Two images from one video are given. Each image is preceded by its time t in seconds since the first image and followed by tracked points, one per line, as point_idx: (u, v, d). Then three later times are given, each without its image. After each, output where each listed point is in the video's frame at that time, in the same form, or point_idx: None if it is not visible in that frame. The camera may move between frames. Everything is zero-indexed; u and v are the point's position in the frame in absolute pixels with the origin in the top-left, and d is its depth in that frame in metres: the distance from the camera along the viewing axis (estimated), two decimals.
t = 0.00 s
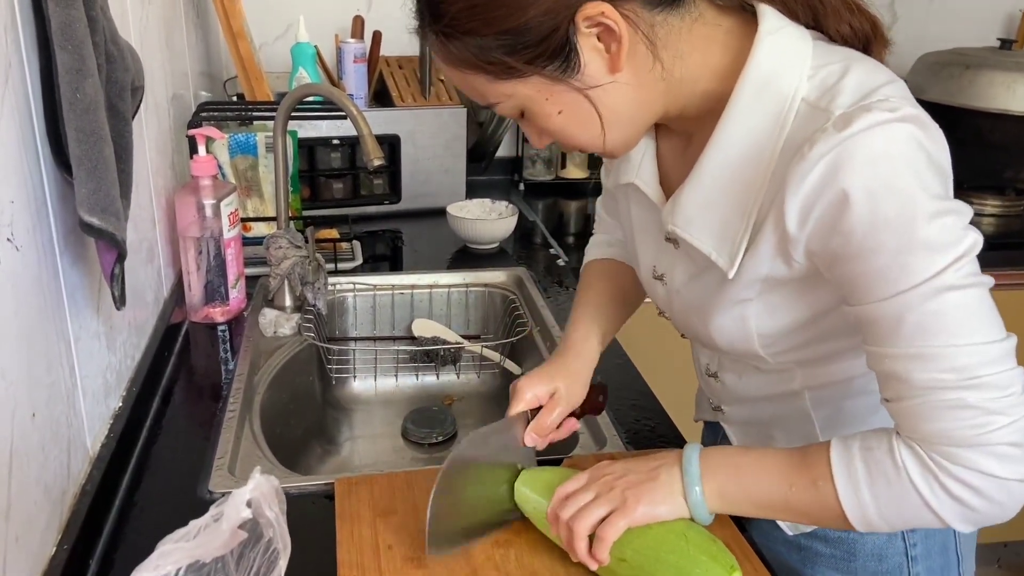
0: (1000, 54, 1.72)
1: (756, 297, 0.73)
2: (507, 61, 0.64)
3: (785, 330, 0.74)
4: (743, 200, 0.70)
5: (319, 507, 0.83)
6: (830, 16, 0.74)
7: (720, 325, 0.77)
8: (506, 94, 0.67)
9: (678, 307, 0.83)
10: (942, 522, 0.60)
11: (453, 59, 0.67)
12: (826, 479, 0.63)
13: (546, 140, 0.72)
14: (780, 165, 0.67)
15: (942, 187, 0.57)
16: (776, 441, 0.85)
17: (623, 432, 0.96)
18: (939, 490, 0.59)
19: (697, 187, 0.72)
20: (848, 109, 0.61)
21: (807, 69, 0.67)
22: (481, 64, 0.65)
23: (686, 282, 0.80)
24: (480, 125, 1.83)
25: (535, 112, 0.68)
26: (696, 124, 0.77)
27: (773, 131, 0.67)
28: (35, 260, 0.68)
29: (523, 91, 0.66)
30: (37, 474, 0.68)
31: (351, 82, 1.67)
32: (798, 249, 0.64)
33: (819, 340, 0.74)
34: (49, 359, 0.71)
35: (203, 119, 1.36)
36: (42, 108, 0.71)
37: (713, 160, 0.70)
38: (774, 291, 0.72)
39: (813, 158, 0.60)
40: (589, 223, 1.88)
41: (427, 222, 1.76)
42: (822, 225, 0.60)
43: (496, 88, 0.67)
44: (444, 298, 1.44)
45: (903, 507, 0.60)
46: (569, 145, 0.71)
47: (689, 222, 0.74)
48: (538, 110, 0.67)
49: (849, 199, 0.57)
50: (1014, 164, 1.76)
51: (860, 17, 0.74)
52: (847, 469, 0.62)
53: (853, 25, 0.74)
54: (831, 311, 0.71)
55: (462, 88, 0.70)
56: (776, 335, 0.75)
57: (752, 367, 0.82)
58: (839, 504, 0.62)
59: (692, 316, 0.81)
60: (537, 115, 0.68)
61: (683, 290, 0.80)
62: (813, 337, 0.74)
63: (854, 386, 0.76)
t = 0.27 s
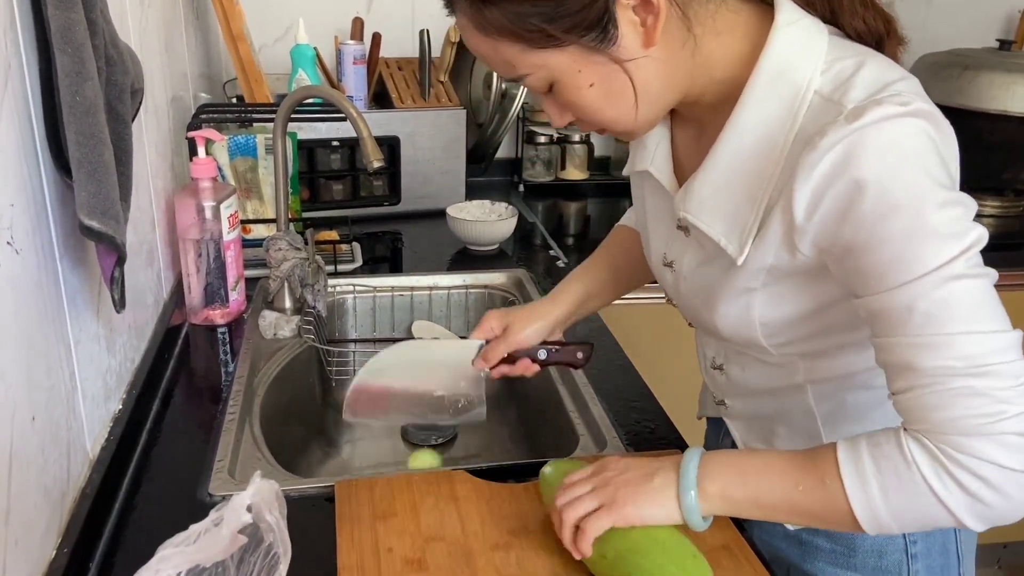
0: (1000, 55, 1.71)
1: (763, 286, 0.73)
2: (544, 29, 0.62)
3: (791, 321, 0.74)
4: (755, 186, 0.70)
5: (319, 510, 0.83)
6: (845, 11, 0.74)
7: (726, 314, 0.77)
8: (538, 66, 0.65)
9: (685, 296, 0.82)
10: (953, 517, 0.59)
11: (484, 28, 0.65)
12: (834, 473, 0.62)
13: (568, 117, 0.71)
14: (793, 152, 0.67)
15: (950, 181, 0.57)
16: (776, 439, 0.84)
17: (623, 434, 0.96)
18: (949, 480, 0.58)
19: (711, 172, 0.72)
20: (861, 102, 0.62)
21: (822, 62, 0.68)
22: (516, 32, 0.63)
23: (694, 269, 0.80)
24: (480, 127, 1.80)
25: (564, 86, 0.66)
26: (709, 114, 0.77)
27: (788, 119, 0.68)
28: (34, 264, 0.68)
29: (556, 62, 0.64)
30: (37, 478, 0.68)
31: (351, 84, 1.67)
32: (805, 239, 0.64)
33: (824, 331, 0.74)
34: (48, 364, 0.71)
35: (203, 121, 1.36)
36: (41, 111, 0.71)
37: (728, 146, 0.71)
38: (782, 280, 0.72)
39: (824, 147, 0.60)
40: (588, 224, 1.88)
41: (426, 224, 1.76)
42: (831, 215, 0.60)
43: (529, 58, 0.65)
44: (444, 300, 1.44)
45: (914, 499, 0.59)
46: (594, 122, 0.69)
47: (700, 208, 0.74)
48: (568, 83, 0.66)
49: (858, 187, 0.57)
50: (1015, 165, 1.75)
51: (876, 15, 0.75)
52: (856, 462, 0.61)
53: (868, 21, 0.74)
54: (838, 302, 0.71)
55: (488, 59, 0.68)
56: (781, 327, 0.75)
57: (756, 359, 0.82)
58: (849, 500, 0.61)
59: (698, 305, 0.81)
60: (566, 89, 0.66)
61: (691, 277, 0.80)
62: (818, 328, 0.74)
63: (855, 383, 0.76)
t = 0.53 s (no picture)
0: (998, 56, 1.72)
1: (777, 280, 0.73)
2: None
3: (801, 317, 0.74)
4: (775, 178, 0.71)
5: (317, 513, 0.83)
6: (863, 7, 0.75)
7: (734, 307, 0.77)
8: (590, 40, 0.62)
9: (693, 291, 0.83)
10: None
11: None
12: (904, 460, 0.59)
13: (601, 100, 0.68)
14: (814, 143, 0.68)
15: (972, 164, 0.59)
16: (776, 438, 0.84)
17: (621, 436, 0.96)
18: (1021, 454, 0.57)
19: (730, 164, 0.73)
20: (884, 95, 0.63)
21: (841, 57, 0.69)
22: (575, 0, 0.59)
23: (704, 263, 0.80)
24: (479, 128, 1.78)
25: (611, 65, 0.63)
26: (724, 108, 0.78)
27: (807, 111, 0.69)
28: (32, 268, 0.68)
29: (611, 36, 0.62)
30: (35, 482, 0.67)
31: (349, 85, 1.67)
32: (834, 235, 0.64)
33: (835, 324, 0.74)
34: (46, 368, 0.71)
35: (201, 123, 1.36)
36: (39, 115, 0.71)
37: (749, 139, 0.72)
38: (791, 274, 0.72)
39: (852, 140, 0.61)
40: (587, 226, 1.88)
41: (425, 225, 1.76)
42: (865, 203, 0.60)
43: (581, 32, 0.61)
44: (443, 301, 1.44)
45: (989, 474, 0.57)
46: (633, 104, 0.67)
47: (718, 201, 0.75)
48: (617, 60, 0.63)
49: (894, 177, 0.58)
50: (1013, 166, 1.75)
51: (892, 12, 0.76)
52: (925, 447, 0.58)
53: (883, 20, 0.75)
54: (859, 293, 0.71)
55: (529, 38, 0.63)
56: (793, 321, 0.75)
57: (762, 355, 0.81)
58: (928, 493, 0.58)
59: (707, 299, 0.81)
60: (613, 67, 0.63)
61: (700, 271, 0.81)
62: (829, 322, 0.74)
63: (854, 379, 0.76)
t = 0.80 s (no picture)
0: (993, 55, 1.72)
1: (821, 295, 0.73)
2: None
3: (840, 331, 0.74)
4: (830, 190, 0.70)
5: (317, 515, 0.83)
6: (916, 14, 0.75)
7: (772, 320, 0.76)
8: (669, 32, 0.57)
9: (722, 302, 0.82)
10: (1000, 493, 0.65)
11: None
12: (898, 461, 0.63)
13: (657, 95, 0.63)
14: (874, 154, 0.67)
15: None
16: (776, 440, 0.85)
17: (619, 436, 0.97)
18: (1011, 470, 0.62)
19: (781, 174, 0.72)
20: (958, 111, 0.63)
21: (902, 65, 0.68)
22: None
23: (737, 273, 0.80)
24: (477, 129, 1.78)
25: (685, 60, 0.59)
26: (765, 113, 0.77)
27: (868, 121, 0.68)
28: (32, 272, 0.69)
29: (692, 29, 0.57)
30: (35, 485, 0.68)
31: (347, 87, 1.67)
32: (891, 254, 0.64)
33: (873, 340, 0.74)
34: (46, 370, 0.71)
35: (199, 125, 1.36)
36: (38, 119, 0.71)
37: (802, 147, 0.70)
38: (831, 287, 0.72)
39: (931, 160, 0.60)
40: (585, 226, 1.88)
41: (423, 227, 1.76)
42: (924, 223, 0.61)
43: (663, 23, 0.56)
44: (441, 303, 1.44)
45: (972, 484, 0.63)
46: (694, 103, 0.63)
47: (764, 211, 0.73)
48: (693, 55, 0.59)
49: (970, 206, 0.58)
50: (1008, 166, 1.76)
51: (949, 19, 0.75)
52: (921, 456, 0.63)
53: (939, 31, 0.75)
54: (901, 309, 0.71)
55: (598, 24, 0.57)
56: (831, 337, 0.75)
57: (783, 368, 0.81)
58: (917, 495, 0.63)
59: (737, 313, 0.80)
60: (687, 62, 0.59)
61: (733, 282, 0.80)
62: (871, 337, 0.74)
63: (873, 394, 0.76)
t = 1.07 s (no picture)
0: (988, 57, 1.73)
1: (859, 331, 0.72)
2: (768, 10, 0.53)
3: (880, 368, 0.73)
4: (881, 222, 0.68)
5: (314, 519, 0.83)
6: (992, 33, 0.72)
7: (807, 350, 0.75)
8: (733, 58, 0.55)
9: (751, 325, 0.79)
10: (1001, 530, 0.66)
11: None
12: (904, 497, 0.65)
13: (705, 117, 0.61)
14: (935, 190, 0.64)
15: None
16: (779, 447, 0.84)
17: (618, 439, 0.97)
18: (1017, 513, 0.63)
19: (830, 203, 0.70)
20: None
21: (973, 94, 0.65)
22: (730, 10, 0.52)
23: (771, 298, 0.77)
24: (474, 132, 1.79)
25: (748, 86, 0.57)
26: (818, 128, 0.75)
27: (931, 152, 0.65)
28: (28, 276, 0.68)
29: (759, 57, 0.55)
30: (31, 491, 0.67)
31: (344, 90, 1.67)
32: (945, 295, 0.63)
33: (909, 377, 0.73)
34: (42, 376, 0.71)
35: (196, 129, 1.36)
36: (34, 122, 0.71)
37: (857, 174, 0.68)
38: (877, 323, 0.71)
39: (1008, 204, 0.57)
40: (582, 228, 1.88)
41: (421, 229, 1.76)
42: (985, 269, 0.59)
43: (727, 49, 0.54)
44: (438, 305, 1.44)
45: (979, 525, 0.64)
46: (746, 130, 0.60)
47: (808, 241, 0.71)
48: (756, 83, 0.57)
49: None
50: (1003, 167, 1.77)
51: None
52: (930, 493, 0.64)
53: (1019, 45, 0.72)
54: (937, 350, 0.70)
55: (649, 41, 0.55)
56: (866, 374, 0.74)
57: (809, 397, 0.80)
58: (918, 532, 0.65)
59: (766, 339, 0.78)
60: (748, 89, 0.57)
61: (766, 307, 0.78)
62: (907, 373, 0.73)
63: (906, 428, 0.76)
